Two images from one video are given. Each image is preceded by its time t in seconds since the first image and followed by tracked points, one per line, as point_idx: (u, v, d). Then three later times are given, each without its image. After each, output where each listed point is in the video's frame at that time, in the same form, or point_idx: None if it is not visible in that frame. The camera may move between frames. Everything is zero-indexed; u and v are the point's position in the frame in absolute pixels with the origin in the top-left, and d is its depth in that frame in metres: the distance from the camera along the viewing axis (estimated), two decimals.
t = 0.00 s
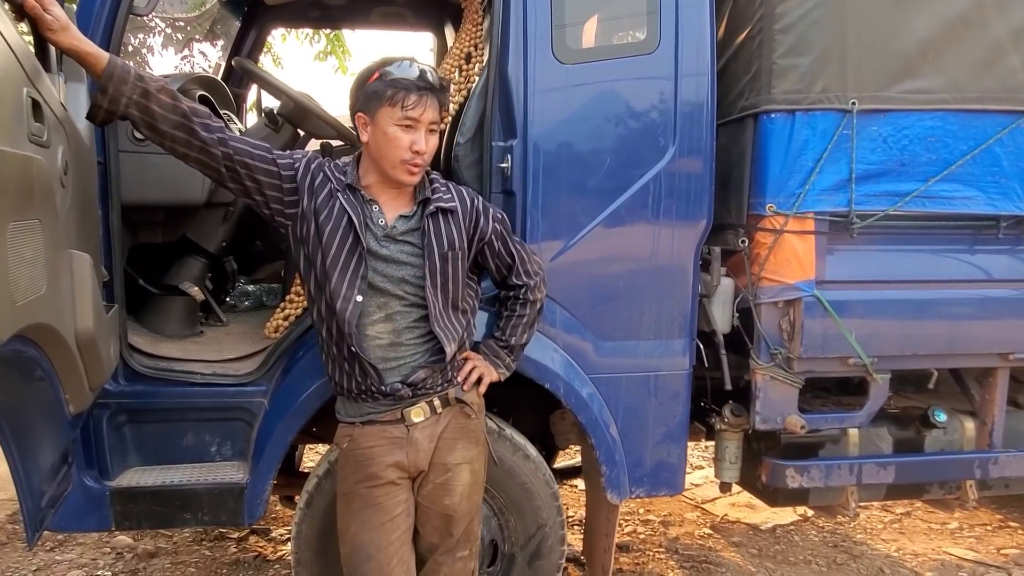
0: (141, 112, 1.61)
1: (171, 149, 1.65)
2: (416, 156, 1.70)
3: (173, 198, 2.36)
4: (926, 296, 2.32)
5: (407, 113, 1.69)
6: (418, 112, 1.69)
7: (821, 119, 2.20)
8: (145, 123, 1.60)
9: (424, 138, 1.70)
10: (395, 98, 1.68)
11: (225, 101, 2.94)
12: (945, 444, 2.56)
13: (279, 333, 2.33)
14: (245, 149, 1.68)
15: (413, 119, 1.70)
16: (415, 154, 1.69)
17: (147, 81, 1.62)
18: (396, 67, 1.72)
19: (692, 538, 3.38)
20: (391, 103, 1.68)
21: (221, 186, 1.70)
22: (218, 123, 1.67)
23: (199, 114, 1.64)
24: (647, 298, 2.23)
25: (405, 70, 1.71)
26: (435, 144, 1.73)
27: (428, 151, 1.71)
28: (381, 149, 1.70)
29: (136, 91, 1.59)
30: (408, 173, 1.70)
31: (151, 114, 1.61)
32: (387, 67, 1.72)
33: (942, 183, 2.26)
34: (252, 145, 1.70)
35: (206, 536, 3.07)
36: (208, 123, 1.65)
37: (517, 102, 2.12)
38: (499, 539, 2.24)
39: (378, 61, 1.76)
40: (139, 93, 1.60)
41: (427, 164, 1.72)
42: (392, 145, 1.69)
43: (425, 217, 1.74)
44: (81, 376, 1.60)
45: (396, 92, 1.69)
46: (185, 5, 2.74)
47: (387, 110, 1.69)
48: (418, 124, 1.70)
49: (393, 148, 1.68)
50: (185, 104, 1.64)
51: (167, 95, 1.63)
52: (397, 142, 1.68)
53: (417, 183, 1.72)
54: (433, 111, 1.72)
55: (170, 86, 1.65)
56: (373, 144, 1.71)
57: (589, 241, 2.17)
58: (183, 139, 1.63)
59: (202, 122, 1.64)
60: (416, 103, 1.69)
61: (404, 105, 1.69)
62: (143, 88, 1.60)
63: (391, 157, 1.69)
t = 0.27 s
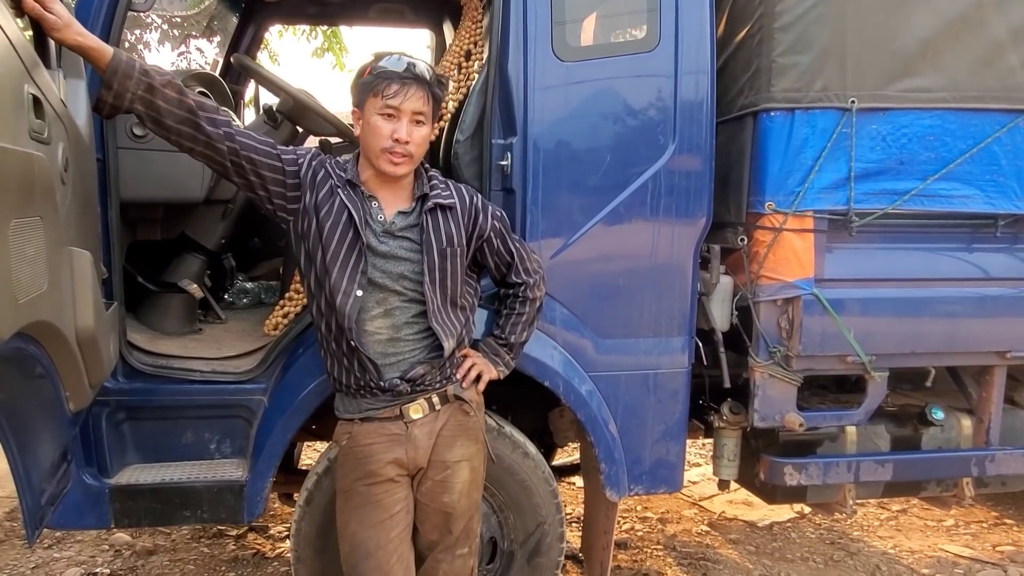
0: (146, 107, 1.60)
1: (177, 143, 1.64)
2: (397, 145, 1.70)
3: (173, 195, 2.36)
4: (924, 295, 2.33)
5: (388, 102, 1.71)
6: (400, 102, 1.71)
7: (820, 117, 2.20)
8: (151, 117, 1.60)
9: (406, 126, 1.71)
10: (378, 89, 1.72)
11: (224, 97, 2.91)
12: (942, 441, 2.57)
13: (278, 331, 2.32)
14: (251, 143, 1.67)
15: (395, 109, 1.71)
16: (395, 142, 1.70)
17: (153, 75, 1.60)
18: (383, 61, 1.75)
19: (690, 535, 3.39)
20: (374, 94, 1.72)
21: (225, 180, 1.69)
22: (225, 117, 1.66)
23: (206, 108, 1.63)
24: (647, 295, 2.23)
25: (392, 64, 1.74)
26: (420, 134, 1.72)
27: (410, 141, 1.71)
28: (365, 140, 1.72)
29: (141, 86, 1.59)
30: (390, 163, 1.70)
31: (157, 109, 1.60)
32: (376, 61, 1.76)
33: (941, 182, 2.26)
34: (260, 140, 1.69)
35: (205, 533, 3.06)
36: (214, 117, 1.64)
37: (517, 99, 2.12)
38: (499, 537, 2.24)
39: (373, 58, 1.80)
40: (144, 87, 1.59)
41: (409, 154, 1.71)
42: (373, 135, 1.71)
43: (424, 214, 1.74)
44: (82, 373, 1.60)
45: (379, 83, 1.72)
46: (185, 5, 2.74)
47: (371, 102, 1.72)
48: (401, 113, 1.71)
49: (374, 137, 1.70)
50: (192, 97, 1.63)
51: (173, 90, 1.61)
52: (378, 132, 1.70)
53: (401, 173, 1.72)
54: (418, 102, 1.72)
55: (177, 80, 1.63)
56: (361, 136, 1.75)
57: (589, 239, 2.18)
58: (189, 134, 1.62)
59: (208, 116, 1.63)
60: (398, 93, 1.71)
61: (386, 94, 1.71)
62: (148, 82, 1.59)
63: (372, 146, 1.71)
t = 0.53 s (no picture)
0: (147, 104, 1.59)
1: (178, 139, 1.63)
2: (396, 139, 1.70)
3: (172, 193, 2.35)
4: (924, 293, 2.33)
5: (387, 96, 1.70)
6: (400, 96, 1.70)
7: (820, 116, 2.20)
8: (152, 115, 1.59)
9: (405, 120, 1.70)
10: (379, 84, 1.72)
11: (224, 96, 2.89)
12: (941, 439, 2.58)
13: (278, 329, 2.32)
14: (253, 141, 1.67)
15: (394, 103, 1.71)
16: (393, 135, 1.69)
17: (155, 72, 1.59)
18: (385, 56, 1.76)
19: (689, 533, 3.40)
20: (374, 88, 1.72)
21: (226, 177, 1.69)
22: (226, 115, 1.65)
23: (208, 105, 1.62)
24: (647, 293, 2.23)
25: (394, 60, 1.75)
26: (419, 129, 1.72)
27: (409, 134, 1.70)
28: (365, 133, 1.72)
29: (142, 83, 1.58)
30: (388, 156, 1.70)
31: (159, 106, 1.59)
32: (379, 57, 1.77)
33: (940, 180, 2.27)
34: (261, 138, 1.69)
35: (204, 531, 3.06)
36: (217, 114, 1.64)
37: (517, 97, 2.12)
38: (499, 535, 2.24)
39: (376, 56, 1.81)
40: (145, 84, 1.58)
41: (407, 147, 1.71)
42: (372, 128, 1.71)
43: (426, 212, 1.74)
44: (81, 372, 1.59)
45: (381, 78, 1.73)
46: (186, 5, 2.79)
47: (371, 96, 1.73)
48: (399, 107, 1.71)
49: (373, 131, 1.70)
50: (193, 95, 1.62)
51: (175, 87, 1.60)
52: (376, 125, 1.70)
53: (398, 167, 1.71)
54: (418, 96, 1.72)
55: (178, 77, 1.62)
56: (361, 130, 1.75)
57: (590, 237, 2.17)
58: (190, 131, 1.61)
59: (209, 113, 1.62)
60: (399, 87, 1.71)
61: (386, 88, 1.71)
62: (150, 79, 1.58)
63: (372, 140, 1.71)
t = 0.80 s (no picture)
0: (149, 100, 1.57)
1: (179, 136, 1.62)
2: (396, 137, 1.69)
3: (171, 191, 2.34)
4: (925, 292, 2.33)
5: (389, 94, 1.70)
6: (401, 94, 1.70)
7: (822, 114, 2.19)
8: (153, 111, 1.57)
9: (406, 118, 1.69)
10: (381, 81, 1.72)
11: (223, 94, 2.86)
12: (941, 438, 2.58)
13: (277, 328, 2.31)
14: (256, 138, 1.66)
15: (395, 100, 1.70)
16: (394, 133, 1.69)
17: (157, 68, 1.57)
18: (388, 55, 1.75)
19: (689, 532, 3.39)
20: (377, 86, 1.72)
21: (227, 174, 1.67)
22: (229, 111, 1.64)
23: (210, 101, 1.61)
24: (649, 292, 2.22)
25: (398, 57, 1.74)
26: (421, 127, 1.71)
27: (410, 132, 1.69)
28: (366, 131, 1.72)
29: (145, 79, 1.55)
30: (388, 154, 1.69)
31: (160, 102, 1.57)
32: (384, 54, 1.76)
33: (942, 179, 2.26)
34: (263, 134, 1.68)
35: (202, 531, 3.05)
36: (219, 110, 1.62)
37: (518, 94, 2.11)
38: (499, 534, 2.23)
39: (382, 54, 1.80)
40: (148, 81, 1.56)
41: (408, 146, 1.70)
42: (373, 126, 1.70)
43: (429, 211, 1.73)
44: (80, 372, 1.58)
45: (383, 75, 1.72)
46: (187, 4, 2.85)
47: (374, 93, 1.72)
48: (401, 105, 1.70)
49: (373, 128, 1.70)
50: (195, 90, 1.60)
51: (177, 83, 1.58)
52: (378, 123, 1.69)
53: (399, 165, 1.70)
54: (420, 94, 1.71)
55: (181, 73, 1.60)
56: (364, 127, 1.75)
57: (592, 236, 2.17)
58: (191, 127, 1.60)
59: (212, 109, 1.61)
60: (401, 84, 1.70)
61: (388, 86, 1.70)
62: (152, 76, 1.56)
63: (372, 138, 1.71)
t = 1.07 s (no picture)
0: (157, 99, 1.55)
1: (186, 135, 1.60)
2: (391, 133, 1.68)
3: (172, 191, 2.32)
4: (931, 293, 2.32)
5: (385, 91, 1.70)
6: (397, 91, 1.69)
7: (828, 115, 2.18)
8: (161, 110, 1.55)
9: (400, 114, 1.68)
10: (382, 80, 1.73)
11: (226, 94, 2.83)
12: (945, 440, 2.57)
13: (280, 329, 2.29)
14: (264, 137, 1.65)
15: (391, 97, 1.70)
16: (388, 130, 1.68)
17: (165, 67, 1.54)
18: (394, 55, 1.76)
19: (690, 533, 3.38)
20: (378, 85, 1.73)
21: (233, 173, 1.66)
22: (237, 111, 1.63)
23: (217, 100, 1.59)
24: (654, 294, 2.21)
25: (401, 56, 1.74)
26: (416, 124, 1.69)
27: (404, 129, 1.68)
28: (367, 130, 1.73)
29: (153, 77, 1.52)
30: (383, 151, 1.68)
31: (168, 101, 1.55)
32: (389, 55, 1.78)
33: (948, 180, 2.25)
34: (270, 134, 1.67)
35: (203, 532, 3.04)
36: (226, 109, 1.61)
37: (523, 94, 2.10)
38: (503, 537, 2.22)
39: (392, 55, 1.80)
40: (156, 79, 1.53)
41: (403, 142, 1.68)
42: (370, 124, 1.71)
43: (436, 214, 1.73)
44: (83, 375, 1.56)
45: (384, 74, 1.73)
46: (188, 4, 2.92)
47: (374, 93, 1.74)
48: (397, 102, 1.69)
49: (370, 127, 1.70)
50: (203, 89, 1.58)
51: (185, 81, 1.56)
52: (374, 121, 1.70)
53: (394, 162, 1.69)
54: (415, 90, 1.69)
55: (189, 71, 1.58)
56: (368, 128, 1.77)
57: (597, 237, 2.15)
58: (197, 126, 1.58)
59: (219, 108, 1.59)
60: (396, 81, 1.70)
61: (385, 84, 1.71)
62: (161, 74, 1.53)
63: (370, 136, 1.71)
